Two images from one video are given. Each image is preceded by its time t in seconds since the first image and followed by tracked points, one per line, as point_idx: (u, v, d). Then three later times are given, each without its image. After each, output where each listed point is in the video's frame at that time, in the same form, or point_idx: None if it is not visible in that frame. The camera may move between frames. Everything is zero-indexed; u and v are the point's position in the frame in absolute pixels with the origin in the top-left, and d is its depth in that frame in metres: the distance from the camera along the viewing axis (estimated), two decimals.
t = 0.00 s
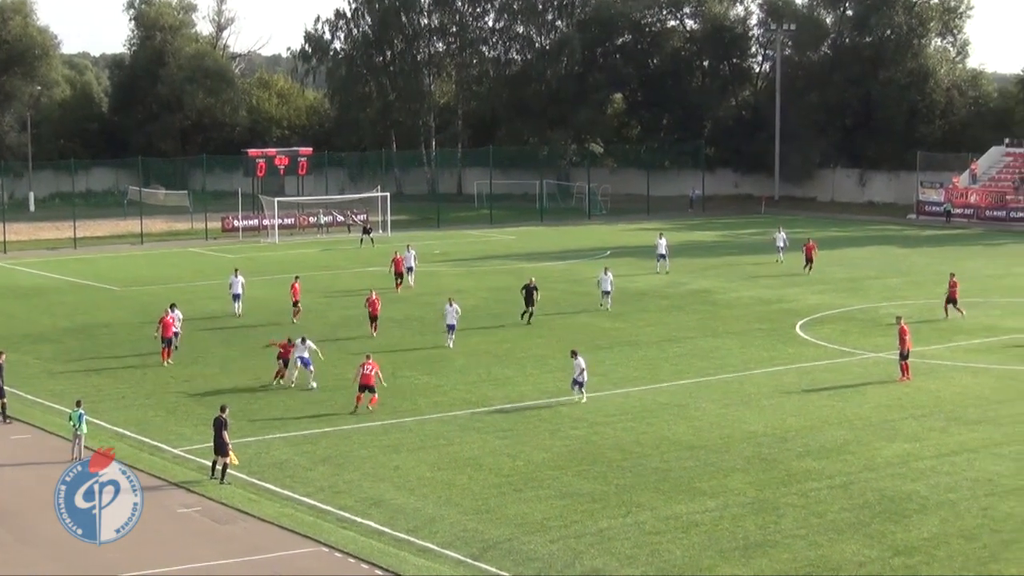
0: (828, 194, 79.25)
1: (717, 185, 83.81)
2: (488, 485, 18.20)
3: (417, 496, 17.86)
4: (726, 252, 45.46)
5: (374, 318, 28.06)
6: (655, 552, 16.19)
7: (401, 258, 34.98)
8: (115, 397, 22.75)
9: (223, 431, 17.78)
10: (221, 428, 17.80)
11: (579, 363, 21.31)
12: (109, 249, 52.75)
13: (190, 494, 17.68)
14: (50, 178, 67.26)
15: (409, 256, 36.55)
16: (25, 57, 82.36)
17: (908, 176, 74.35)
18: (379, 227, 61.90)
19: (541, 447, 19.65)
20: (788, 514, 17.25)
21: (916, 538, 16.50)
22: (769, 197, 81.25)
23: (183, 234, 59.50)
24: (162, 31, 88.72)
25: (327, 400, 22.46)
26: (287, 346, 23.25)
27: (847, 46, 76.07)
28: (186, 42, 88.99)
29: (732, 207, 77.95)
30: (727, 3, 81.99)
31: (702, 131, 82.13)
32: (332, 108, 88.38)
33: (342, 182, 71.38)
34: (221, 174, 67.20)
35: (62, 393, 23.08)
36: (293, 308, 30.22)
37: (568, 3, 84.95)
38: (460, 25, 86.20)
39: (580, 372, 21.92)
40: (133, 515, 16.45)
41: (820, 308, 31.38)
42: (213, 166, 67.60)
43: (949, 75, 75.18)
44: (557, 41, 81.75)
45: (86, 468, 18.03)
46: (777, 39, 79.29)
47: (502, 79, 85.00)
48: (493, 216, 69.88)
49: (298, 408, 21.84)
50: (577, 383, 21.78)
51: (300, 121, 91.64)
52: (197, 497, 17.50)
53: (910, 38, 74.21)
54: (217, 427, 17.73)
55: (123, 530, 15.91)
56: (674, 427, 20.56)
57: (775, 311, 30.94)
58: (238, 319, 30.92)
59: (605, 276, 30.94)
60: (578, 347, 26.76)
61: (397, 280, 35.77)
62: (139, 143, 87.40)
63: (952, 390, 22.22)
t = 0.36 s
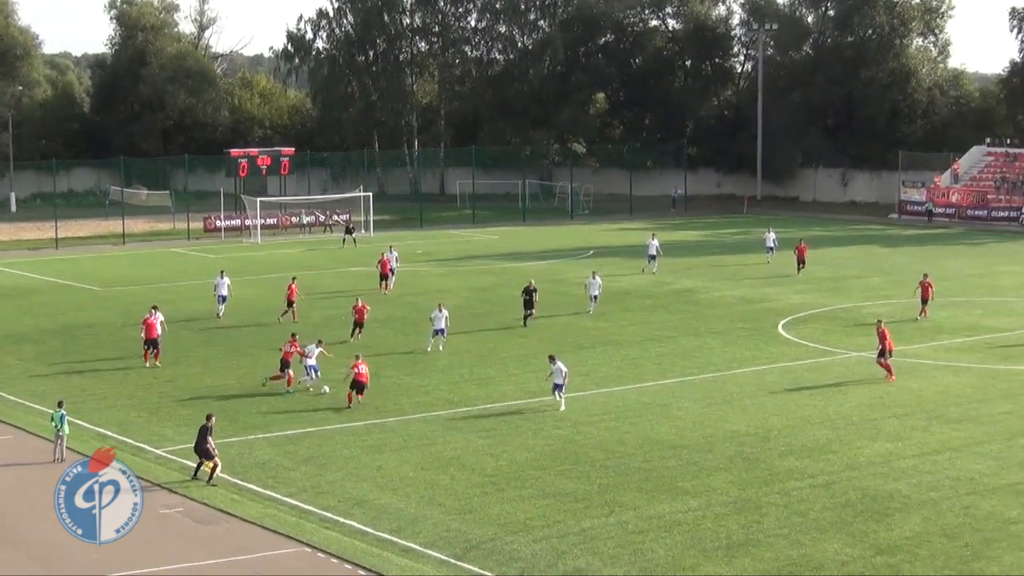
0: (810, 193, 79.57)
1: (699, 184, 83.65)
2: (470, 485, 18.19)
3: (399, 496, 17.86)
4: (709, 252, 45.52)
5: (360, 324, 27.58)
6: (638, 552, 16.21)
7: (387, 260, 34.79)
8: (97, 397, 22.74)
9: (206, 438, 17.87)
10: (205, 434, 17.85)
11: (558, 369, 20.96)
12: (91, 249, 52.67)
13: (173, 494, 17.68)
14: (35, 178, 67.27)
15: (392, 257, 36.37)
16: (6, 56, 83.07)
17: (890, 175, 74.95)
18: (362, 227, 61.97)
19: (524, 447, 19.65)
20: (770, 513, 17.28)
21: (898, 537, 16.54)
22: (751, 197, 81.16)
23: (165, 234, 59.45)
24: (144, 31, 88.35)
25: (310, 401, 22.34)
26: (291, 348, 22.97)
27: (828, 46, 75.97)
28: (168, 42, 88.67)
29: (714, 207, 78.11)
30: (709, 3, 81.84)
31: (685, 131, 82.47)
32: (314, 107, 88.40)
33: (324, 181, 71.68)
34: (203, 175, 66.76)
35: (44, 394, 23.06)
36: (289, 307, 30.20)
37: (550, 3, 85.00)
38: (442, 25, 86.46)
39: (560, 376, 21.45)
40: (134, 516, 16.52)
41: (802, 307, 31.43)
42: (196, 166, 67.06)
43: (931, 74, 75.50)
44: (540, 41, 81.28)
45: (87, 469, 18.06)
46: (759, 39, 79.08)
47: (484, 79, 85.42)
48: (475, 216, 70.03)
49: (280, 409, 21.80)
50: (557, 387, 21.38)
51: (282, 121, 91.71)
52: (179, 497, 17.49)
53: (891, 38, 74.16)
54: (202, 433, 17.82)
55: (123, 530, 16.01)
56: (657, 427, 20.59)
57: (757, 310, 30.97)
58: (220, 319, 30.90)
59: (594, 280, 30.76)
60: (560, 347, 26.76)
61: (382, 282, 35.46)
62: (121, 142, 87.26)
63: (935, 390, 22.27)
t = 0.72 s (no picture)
0: (794, 190, 80.24)
1: (683, 181, 85.23)
2: (455, 481, 18.25)
3: (384, 493, 17.93)
4: (692, 249, 45.63)
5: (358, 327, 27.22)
6: (622, 548, 16.29)
7: (377, 259, 34.70)
8: (83, 395, 22.75)
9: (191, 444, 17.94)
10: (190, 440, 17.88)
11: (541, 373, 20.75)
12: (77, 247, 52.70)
13: (158, 491, 17.70)
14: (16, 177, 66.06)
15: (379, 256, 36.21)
16: None
17: (873, 172, 75.34)
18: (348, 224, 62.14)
19: (508, 444, 19.71)
20: (754, 509, 17.35)
21: (881, 533, 16.63)
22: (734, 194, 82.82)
23: (150, 231, 59.60)
24: (129, 29, 87.95)
25: (296, 399, 22.34)
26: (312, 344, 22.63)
27: (813, 44, 76.41)
28: (153, 39, 88.39)
29: (698, 204, 78.35)
30: (693, 1, 83.58)
31: (669, 127, 84.20)
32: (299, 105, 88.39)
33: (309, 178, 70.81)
34: (188, 172, 66.83)
35: (29, 392, 23.05)
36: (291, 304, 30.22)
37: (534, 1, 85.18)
38: (427, 23, 85.92)
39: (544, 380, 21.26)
40: (133, 516, 16.44)
41: (785, 304, 31.54)
42: (180, 164, 67.05)
43: (914, 72, 75.90)
44: (523, 39, 82.63)
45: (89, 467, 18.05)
46: (743, 37, 79.34)
47: (469, 77, 85.36)
48: (461, 213, 70.30)
49: (266, 406, 21.88)
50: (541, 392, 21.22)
51: (266, 118, 91.70)
52: (165, 494, 17.53)
53: (875, 36, 74.69)
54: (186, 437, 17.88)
55: (122, 530, 15.90)
56: (641, 424, 20.65)
57: (739, 307, 31.06)
58: (206, 317, 30.90)
59: (586, 279, 30.50)
60: (544, 344, 26.80)
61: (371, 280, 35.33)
62: (106, 140, 87.10)
63: (915, 386, 22.41)
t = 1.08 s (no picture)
0: (768, 186, 81.57)
1: (661, 177, 85.57)
2: (440, 468, 18.80)
3: (370, 479, 18.47)
4: (671, 243, 46.37)
5: (370, 322, 26.95)
6: (602, 532, 16.86)
7: (369, 254, 35.17)
8: (77, 385, 23.26)
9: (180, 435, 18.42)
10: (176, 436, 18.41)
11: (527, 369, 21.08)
12: (71, 241, 53.07)
13: (151, 479, 18.19)
14: (9, 174, 64.17)
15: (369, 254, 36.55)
16: None
17: (846, 168, 76.81)
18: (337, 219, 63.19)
19: (491, 432, 20.27)
20: (729, 495, 17.92)
21: (852, 517, 17.21)
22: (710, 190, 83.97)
23: (143, 226, 60.15)
24: (121, 29, 88.58)
25: (285, 388, 22.88)
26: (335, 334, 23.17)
27: (787, 44, 77.86)
28: (145, 39, 88.85)
29: (678, 200, 79.22)
30: (671, 2, 84.29)
31: (647, 125, 84.70)
32: (287, 103, 88.96)
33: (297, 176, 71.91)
34: (181, 168, 67.54)
35: (25, 382, 23.55)
36: (298, 296, 30.79)
37: (517, 2, 85.66)
38: (412, 23, 86.94)
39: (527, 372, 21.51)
40: (133, 517, 16.47)
41: (761, 296, 32.13)
42: (172, 161, 67.64)
43: (885, 71, 77.40)
44: (506, 39, 83.62)
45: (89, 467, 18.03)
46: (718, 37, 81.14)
47: (454, 75, 86.00)
48: (445, 208, 70.92)
49: (255, 395, 22.40)
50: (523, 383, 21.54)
51: (256, 115, 92.32)
52: (157, 482, 18.04)
53: (846, 36, 76.26)
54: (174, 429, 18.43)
55: (122, 530, 15.95)
56: (619, 412, 21.22)
57: (717, 299, 31.65)
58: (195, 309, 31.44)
59: (579, 275, 30.64)
60: (525, 335, 27.32)
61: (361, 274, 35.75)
62: (100, 138, 87.60)
63: (885, 375, 23.01)
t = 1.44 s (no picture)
0: (743, 185, 82.65)
1: (639, 177, 86.70)
2: (425, 460, 19.35)
3: (357, 471, 19.00)
4: (652, 241, 47.11)
5: (390, 322, 26.80)
6: (582, 522, 17.41)
7: (365, 252, 35.69)
8: (72, 380, 23.76)
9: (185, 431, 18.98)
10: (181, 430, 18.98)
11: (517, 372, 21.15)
12: (66, 239, 53.45)
13: (143, 471, 18.68)
14: (6, 173, 64.78)
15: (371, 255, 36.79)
16: None
17: (818, 167, 77.49)
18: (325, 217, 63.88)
19: (473, 424, 20.84)
20: (706, 486, 18.47)
21: (826, 507, 17.77)
22: (687, 188, 84.61)
23: (136, 225, 60.60)
24: (115, 33, 89.09)
25: (275, 382, 23.43)
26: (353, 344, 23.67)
27: (760, 49, 79.15)
28: (138, 43, 89.10)
29: (660, 198, 80.03)
30: (649, 7, 85.86)
31: (626, 126, 85.19)
32: (277, 104, 89.28)
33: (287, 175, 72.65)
34: (173, 168, 68.06)
35: (22, 377, 24.05)
36: (314, 296, 31.36)
37: (500, 6, 87.81)
38: (398, 28, 88.68)
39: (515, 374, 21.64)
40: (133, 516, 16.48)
41: (737, 292, 32.78)
42: (164, 161, 68.20)
43: (856, 74, 78.74)
44: (489, 43, 85.01)
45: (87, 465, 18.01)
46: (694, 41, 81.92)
47: (439, 79, 87.61)
48: (430, 207, 71.63)
49: (244, 389, 22.93)
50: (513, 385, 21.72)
51: (247, 117, 93.18)
52: (150, 474, 18.51)
53: (818, 40, 77.47)
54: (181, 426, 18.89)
55: (123, 531, 15.97)
56: (600, 405, 21.80)
57: (694, 295, 32.30)
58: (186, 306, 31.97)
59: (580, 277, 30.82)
60: (509, 330, 27.92)
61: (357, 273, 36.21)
62: (94, 140, 87.94)
63: (858, 368, 23.68)
